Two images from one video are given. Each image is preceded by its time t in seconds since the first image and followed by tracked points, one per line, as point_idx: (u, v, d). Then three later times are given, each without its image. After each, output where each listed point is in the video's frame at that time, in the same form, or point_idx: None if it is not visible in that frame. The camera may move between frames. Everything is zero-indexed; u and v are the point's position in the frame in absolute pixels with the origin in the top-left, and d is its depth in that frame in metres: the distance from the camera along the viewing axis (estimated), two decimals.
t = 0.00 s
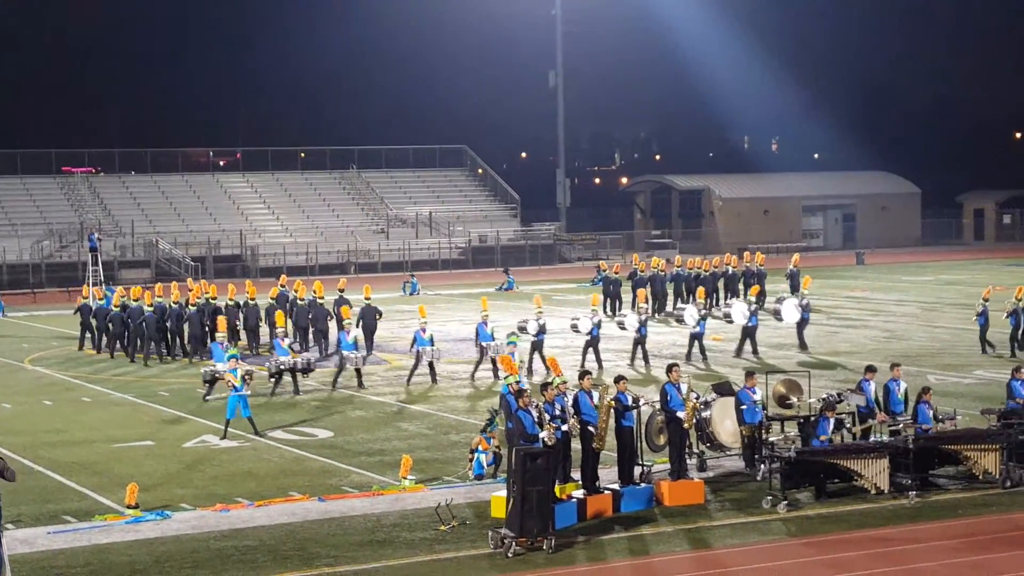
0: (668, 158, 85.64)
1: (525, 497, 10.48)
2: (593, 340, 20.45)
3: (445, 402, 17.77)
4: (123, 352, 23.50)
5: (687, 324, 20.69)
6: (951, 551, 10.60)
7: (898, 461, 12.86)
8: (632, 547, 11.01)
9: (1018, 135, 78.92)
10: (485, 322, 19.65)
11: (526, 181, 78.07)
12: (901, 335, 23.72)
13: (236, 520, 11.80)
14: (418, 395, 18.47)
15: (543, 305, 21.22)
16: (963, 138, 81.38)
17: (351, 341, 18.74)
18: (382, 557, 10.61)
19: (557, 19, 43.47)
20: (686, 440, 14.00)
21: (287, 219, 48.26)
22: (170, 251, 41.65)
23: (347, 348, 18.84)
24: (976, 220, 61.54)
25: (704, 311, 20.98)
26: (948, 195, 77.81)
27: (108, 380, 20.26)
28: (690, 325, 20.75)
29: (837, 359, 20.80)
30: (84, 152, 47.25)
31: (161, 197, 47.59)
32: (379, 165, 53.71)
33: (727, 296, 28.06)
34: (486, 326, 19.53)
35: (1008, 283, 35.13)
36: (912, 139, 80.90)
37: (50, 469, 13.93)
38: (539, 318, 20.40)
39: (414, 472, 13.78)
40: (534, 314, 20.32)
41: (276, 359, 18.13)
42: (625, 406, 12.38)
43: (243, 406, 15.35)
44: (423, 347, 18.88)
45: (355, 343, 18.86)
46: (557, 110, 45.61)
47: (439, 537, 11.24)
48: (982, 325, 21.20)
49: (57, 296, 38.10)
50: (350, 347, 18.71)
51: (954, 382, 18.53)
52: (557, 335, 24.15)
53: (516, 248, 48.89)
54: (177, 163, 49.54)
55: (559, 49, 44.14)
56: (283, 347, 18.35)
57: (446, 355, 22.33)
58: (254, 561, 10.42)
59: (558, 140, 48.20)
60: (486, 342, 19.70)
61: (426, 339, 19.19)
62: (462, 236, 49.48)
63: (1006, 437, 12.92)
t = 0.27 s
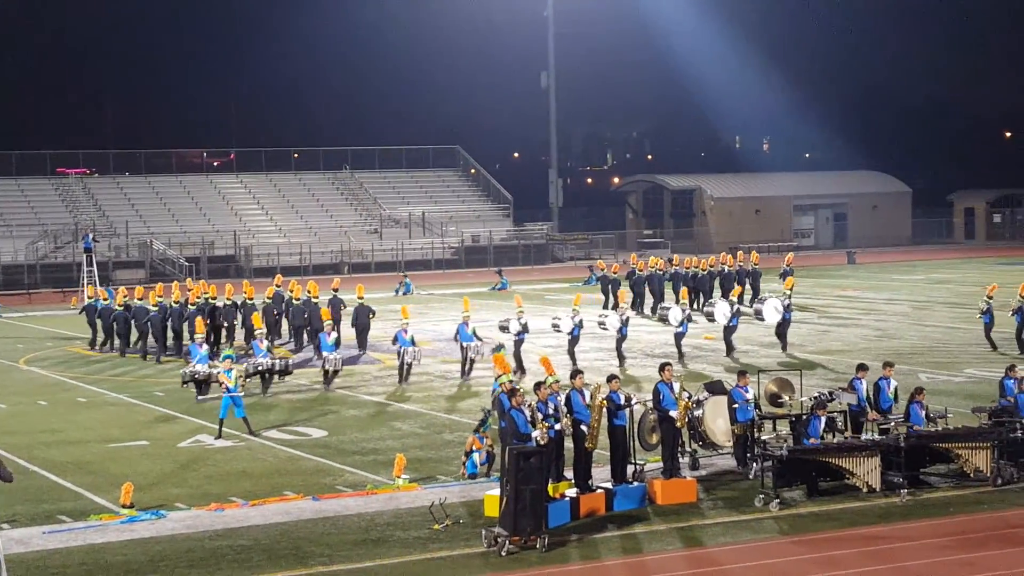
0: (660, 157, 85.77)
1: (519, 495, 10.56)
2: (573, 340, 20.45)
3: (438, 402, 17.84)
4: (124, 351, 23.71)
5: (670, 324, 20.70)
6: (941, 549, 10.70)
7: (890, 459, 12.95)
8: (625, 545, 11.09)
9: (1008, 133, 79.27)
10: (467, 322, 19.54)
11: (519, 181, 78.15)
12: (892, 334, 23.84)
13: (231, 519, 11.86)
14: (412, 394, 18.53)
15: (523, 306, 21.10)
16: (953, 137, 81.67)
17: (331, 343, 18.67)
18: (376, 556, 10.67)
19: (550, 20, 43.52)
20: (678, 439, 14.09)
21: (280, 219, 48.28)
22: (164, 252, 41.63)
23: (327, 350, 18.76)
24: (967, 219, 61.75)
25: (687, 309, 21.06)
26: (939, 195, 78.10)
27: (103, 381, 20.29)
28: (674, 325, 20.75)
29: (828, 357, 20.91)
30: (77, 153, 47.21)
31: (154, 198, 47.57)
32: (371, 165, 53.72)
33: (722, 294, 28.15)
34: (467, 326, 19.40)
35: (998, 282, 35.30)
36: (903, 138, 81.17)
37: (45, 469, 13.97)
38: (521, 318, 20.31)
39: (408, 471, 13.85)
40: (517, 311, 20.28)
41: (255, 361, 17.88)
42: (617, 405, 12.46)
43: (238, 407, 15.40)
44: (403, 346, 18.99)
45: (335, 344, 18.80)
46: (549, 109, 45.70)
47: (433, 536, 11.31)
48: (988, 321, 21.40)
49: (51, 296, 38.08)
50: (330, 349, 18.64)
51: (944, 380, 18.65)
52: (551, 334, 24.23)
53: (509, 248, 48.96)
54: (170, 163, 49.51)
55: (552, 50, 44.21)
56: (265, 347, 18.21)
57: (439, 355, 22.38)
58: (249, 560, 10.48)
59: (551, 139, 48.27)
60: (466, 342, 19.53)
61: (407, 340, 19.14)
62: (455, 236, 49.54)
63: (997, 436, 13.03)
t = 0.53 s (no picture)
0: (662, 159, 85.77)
1: (521, 498, 10.54)
2: (565, 344, 20.38)
3: (440, 405, 17.83)
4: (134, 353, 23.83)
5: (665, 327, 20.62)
6: (944, 551, 10.68)
7: (893, 461, 12.94)
8: (628, 548, 11.09)
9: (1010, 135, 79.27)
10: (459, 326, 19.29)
11: (520, 184, 78.20)
12: (894, 335, 23.82)
13: (233, 522, 11.86)
14: (416, 397, 18.48)
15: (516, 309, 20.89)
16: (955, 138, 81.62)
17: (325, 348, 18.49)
18: (378, 558, 10.67)
19: (550, 22, 43.52)
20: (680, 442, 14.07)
21: (281, 223, 48.31)
22: (166, 255, 41.64)
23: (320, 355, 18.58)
24: (969, 220, 61.72)
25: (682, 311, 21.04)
26: (941, 196, 78.08)
27: (105, 384, 20.30)
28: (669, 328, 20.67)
29: (831, 359, 20.89)
30: (79, 157, 47.25)
31: (156, 202, 47.59)
32: (373, 168, 53.75)
33: (729, 297, 28.16)
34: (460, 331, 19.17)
35: (1000, 284, 35.25)
36: (904, 139, 81.16)
37: (47, 473, 13.96)
38: (514, 324, 20.14)
39: (410, 474, 13.84)
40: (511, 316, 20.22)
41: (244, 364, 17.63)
42: (619, 408, 12.46)
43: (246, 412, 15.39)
44: (398, 350, 18.81)
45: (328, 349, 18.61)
46: (550, 112, 45.71)
47: (435, 539, 11.30)
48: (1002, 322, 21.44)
49: (53, 300, 38.12)
50: (324, 354, 18.46)
51: (946, 382, 18.63)
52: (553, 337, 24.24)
53: (511, 251, 48.95)
54: (172, 167, 49.58)
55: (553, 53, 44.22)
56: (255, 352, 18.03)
57: (441, 357, 22.37)
58: (251, 563, 10.48)
59: (552, 141, 48.28)
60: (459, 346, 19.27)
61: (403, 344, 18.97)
62: (457, 239, 49.52)
63: (1000, 437, 13.02)
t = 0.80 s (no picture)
0: (667, 161, 85.72)
1: (528, 501, 10.55)
2: (562, 349, 20.37)
3: (446, 407, 17.83)
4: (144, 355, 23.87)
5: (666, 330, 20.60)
6: (952, 553, 10.66)
7: (900, 462, 12.92)
8: (635, 550, 11.07)
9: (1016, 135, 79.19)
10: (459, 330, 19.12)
11: (526, 186, 78.21)
12: (901, 337, 23.76)
13: (240, 525, 11.87)
14: (422, 400, 18.48)
15: (514, 314, 20.82)
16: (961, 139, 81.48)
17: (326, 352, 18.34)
18: (385, 561, 10.67)
19: (556, 24, 43.52)
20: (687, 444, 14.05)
21: (287, 226, 48.36)
22: (173, 258, 41.70)
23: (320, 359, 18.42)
24: (975, 221, 61.64)
25: (683, 313, 21.03)
26: (947, 198, 77.97)
27: (111, 387, 20.31)
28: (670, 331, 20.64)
29: (838, 361, 20.84)
30: (86, 161, 47.35)
31: (163, 205, 47.67)
32: (379, 171, 53.80)
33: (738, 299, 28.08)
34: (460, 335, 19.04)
35: (1007, 284, 35.14)
36: (910, 140, 81.07)
37: (54, 476, 13.98)
38: (512, 329, 20.06)
39: (416, 477, 13.84)
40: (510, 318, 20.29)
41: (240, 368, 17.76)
42: (626, 410, 12.46)
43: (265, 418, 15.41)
44: (399, 353, 18.66)
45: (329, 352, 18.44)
46: (556, 114, 45.73)
47: (442, 542, 11.30)
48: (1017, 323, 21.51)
49: (59, 304, 38.18)
50: (324, 358, 18.31)
51: (954, 383, 18.59)
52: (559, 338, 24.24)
53: (517, 253, 48.95)
54: (178, 170, 49.65)
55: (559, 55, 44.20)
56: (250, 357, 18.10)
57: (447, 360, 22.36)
58: (258, 566, 10.48)
59: (559, 144, 48.29)
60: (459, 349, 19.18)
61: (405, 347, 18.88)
62: (463, 241, 49.54)
63: (1007, 438, 13.00)
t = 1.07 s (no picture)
0: (665, 160, 85.79)
1: (527, 500, 10.55)
2: (561, 349, 20.34)
3: (445, 407, 17.83)
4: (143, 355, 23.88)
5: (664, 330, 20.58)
6: (951, 550, 10.67)
7: (898, 460, 12.94)
8: (634, 549, 11.08)
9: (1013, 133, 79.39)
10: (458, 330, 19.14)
11: (524, 185, 78.22)
12: (899, 335, 23.77)
13: (239, 526, 11.87)
14: (421, 400, 18.47)
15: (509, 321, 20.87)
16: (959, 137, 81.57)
17: (326, 351, 18.34)
18: (384, 561, 10.68)
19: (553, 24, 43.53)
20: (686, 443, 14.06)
21: (285, 226, 48.34)
22: (170, 259, 41.68)
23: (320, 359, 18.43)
24: (973, 219, 61.68)
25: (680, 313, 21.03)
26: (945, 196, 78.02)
27: (109, 388, 20.32)
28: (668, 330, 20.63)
29: (835, 359, 20.87)
30: (83, 161, 47.31)
31: (161, 206, 47.64)
32: (377, 171, 53.78)
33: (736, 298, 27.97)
34: (458, 334, 19.04)
35: (1005, 282, 35.21)
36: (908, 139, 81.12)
37: (53, 477, 13.98)
38: (509, 330, 20.05)
39: (415, 477, 13.84)
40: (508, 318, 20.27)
41: (234, 368, 17.70)
42: (624, 409, 12.48)
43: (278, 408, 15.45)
44: (399, 355, 18.64)
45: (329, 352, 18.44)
46: (553, 113, 45.76)
47: (441, 541, 11.31)
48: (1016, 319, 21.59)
49: (57, 305, 38.15)
50: (325, 358, 18.30)
51: (952, 381, 18.61)
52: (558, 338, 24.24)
53: (515, 252, 48.95)
54: (176, 171, 49.64)
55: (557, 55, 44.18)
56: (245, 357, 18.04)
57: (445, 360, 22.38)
58: (257, 567, 10.48)
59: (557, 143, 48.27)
60: (458, 349, 19.17)
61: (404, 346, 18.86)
62: (461, 241, 49.52)
63: (1005, 436, 13.02)
